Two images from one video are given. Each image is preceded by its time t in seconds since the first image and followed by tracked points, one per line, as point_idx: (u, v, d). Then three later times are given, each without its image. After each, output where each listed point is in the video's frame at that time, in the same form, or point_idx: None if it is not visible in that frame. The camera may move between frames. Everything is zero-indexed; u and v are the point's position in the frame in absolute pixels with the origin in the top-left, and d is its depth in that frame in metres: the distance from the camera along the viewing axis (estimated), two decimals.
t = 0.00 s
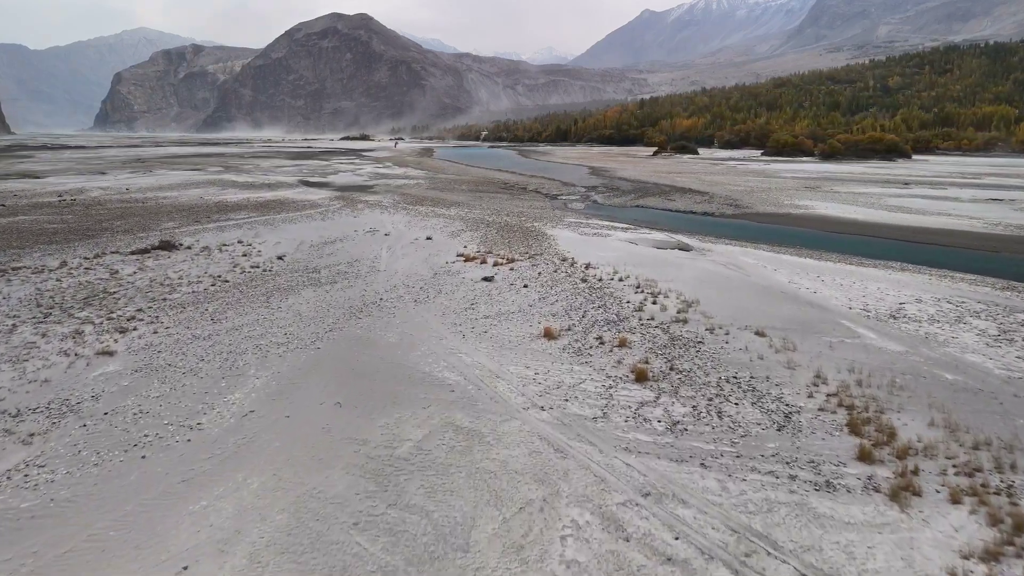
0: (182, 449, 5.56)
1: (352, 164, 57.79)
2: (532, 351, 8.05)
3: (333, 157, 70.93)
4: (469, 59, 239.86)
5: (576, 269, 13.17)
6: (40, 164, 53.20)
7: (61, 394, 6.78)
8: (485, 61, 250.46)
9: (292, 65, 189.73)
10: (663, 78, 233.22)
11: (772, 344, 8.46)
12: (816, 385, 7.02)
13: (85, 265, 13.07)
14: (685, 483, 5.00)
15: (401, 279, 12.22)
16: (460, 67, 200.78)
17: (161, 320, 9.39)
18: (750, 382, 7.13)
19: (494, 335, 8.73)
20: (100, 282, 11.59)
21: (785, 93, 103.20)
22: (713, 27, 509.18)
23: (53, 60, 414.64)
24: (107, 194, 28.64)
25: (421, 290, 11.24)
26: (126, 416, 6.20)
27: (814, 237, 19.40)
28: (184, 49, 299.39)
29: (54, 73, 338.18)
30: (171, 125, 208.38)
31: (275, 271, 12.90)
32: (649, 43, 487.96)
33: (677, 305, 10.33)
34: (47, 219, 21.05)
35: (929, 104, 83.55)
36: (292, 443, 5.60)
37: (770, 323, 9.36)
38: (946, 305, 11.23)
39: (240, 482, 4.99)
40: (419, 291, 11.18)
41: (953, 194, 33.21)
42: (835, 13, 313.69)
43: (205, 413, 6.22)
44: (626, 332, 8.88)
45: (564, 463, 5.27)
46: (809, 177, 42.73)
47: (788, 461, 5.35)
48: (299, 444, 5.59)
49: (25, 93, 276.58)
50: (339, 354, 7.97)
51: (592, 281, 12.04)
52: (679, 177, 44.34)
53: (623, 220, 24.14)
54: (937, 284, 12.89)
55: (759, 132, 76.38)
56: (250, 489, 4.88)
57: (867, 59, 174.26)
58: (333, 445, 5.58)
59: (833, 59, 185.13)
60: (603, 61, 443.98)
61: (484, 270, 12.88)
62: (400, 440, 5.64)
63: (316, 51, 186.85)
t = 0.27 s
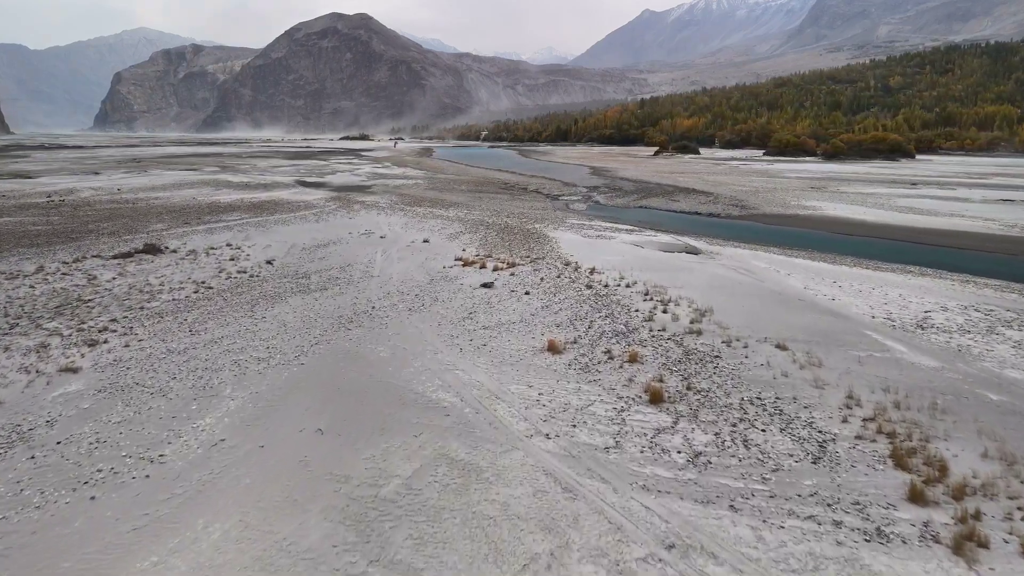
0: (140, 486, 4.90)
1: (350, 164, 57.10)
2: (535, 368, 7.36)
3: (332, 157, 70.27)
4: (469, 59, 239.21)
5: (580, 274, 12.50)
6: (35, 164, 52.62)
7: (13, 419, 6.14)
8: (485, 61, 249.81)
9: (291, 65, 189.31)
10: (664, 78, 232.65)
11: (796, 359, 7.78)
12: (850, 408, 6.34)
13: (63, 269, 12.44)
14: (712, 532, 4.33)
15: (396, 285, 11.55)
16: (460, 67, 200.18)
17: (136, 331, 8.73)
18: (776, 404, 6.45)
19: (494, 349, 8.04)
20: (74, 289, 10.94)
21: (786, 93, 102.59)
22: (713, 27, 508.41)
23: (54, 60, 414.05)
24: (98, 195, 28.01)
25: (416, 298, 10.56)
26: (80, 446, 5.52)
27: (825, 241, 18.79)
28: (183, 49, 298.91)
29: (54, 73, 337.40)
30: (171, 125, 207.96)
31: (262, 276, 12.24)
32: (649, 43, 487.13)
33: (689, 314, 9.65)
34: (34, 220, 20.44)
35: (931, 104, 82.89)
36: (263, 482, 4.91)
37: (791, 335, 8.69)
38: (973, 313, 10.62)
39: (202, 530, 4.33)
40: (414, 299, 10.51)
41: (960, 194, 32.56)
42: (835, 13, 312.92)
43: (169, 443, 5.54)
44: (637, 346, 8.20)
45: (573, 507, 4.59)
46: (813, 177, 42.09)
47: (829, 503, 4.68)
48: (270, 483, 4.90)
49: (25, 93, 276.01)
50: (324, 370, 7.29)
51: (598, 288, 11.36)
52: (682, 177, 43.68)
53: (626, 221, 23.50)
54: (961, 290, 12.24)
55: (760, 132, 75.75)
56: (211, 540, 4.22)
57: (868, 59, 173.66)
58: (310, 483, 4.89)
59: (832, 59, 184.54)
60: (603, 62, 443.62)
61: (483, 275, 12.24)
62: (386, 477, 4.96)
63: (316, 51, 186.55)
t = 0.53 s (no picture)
0: (83, 538, 4.23)
1: (349, 164, 56.47)
2: (539, 388, 6.68)
3: (330, 156, 69.62)
4: (469, 59, 238.58)
5: (584, 280, 11.83)
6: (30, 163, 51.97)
7: None
8: (485, 60, 249.01)
9: (291, 64, 188.69)
10: (664, 78, 231.92)
11: (825, 377, 7.11)
12: (891, 436, 5.68)
13: (39, 275, 11.79)
14: None
15: (390, 292, 10.86)
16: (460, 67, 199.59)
17: (106, 345, 8.07)
18: (808, 431, 5.79)
19: (494, 365, 7.37)
20: (47, 297, 10.28)
21: (788, 92, 101.89)
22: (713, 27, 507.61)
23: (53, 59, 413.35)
24: (89, 195, 27.35)
25: (411, 307, 9.90)
26: (22, 486, 4.86)
27: (837, 245, 18.15)
28: (183, 49, 298.22)
29: (54, 73, 336.81)
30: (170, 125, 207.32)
31: (248, 282, 11.58)
32: (650, 43, 486.48)
33: (704, 325, 8.99)
34: (18, 222, 19.77)
35: (935, 103, 82.13)
36: (226, 532, 4.25)
37: (816, 349, 8.02)
38: (1005, 322, 9.97)
39: None
40: (409, 308, 9.83)
41: (969, 195, 31.92)
42: (835, 13, 312.15)
43: (124, 480, 4.89)
44: (649, 362, 7.53)
45: (587, 565, 3.92)
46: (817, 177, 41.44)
47: (884, 558, 4.03)
48: (235, 532, 4.25)
49: (26, 92, 275.60)
50: (306, 390, 6.64)
51: (604, 296, 10.68)
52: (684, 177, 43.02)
53: (629, 223, 22.86)
54: (988, 297, 11.59)
55: (762, 131, 75.10)
56: None
57: (868, 59, 172.90)
58: (279, 534, 4.22)
59: (833, 58, 183.79)
60: (603, 62, 443.03)
61: (482, 281, 11.59)
62: (368, 525, 4.30)
63: (316, 51, 185.90)
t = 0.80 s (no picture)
0: None
1: (347, 164, 55.82)
2: (544, 413, 6.02)
3: (329, 156, 68.98)
4: (469, 59, 237.93)
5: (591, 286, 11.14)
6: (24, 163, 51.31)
7: None
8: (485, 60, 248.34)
9: (291, 64, 188.08)
10: (664, 78, 231.17)
11: (859, 398, 6.45)
12: (945, 471, 5.00)
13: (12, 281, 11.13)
14: None
15: (384, 300, 10.18)
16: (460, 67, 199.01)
17: (70, 361, 7.40)
18: (850, 466, 5.11)
19: (493, 386, 6.69)
20: (15, 305, 9.60)
21: (789, 92, 101.17)
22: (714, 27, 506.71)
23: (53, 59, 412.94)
24: (79, 195, 26.69)
25: (405, 317, 9.22)
26: None
27: (850, 249, 17.48)
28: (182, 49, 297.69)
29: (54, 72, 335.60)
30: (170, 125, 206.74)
31: (233, 289, 10.89)
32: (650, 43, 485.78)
33: (721, 338, 8.31)
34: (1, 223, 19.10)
35: (938, 102, 81.34)
36: None
37: (846, 365, 7.35)
38: None
39: None
40: (403, 318, 9.15)
41: (979, 195, 31.23)
42: (836, 13, 311.38)
43: (66, 530, 4.23)
44: (664, 381, 6.86)
45: None
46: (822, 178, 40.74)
47: None
48: None
49: (25, 92, 275.07)
50: (284, 414, 5.97)
51: (613, 304, 10.00)
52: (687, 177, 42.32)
53: (634, 225, 22.21)
54: (1019, 304, 10.91)
55: (763, 131, 74.39)
56: None
57: (869, 58, 172.11)
58: None
59: (833, 58, 182.96)
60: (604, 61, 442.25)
61: (481, 287, 10.94)
62: None
63: (316, 50, 185.28)
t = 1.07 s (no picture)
0: None
1: (345, 164, 55.14)
2: (550, 443, 5.34)
3: (328, 156, 68.31)
4: (469, 59, 237.36)
5: (597, 293, 10.47)
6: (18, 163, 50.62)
7: None
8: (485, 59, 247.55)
9: (290, 64, 187.47)
10: (664, 78, 230.42)
11: (900, 423, 5.79)
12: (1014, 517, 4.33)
13: None
14: None
15: (376, 308, 9.50)
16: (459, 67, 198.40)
17: (27, 379, 6.73)
18: (904, 510, 4.44)
19: (492, 409, 6.01)
20: None
21: (790, 91, 100.48)
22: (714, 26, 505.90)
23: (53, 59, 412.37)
24: (68, 196, 25.99)
25: (398, 327, 8.54)
26: None
27: (865, 251, 16.79)
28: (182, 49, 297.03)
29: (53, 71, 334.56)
30: (169, 125, 206.02)
31: (215, 297, 10.21)
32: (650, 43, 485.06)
33: (741, 352, 7.62)
34: None
35: (940, 101, 80.61)
36: None
37: (881, 384, 6.66)
38: None
39: None
40: (395, 329, 8.46)
41: (989, 195, 30.53)
42: (836, 12, 310.58)
43: None
44: (683, 403, 6.18)
45: None
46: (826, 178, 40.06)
47: None
48: None
49: (25, 92, 274.46)
50: (256, 444, 5.30)
51: (621, 314, 9.32)
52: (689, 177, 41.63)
53: (638, 227, 21.54)
54: None
55: (765, 131, 73.71)
56: None
57: (870, 58, 171.28)
58: None
59: (833, 58, 182.22)
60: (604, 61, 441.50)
61: (480, 294, 10.27)
62: None
63: (315, 50, 184.76)
